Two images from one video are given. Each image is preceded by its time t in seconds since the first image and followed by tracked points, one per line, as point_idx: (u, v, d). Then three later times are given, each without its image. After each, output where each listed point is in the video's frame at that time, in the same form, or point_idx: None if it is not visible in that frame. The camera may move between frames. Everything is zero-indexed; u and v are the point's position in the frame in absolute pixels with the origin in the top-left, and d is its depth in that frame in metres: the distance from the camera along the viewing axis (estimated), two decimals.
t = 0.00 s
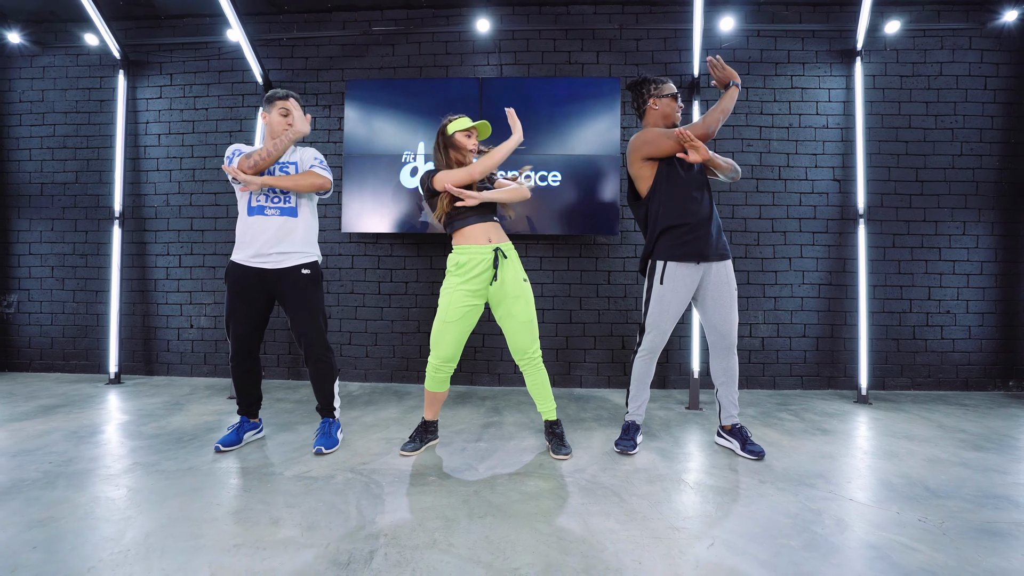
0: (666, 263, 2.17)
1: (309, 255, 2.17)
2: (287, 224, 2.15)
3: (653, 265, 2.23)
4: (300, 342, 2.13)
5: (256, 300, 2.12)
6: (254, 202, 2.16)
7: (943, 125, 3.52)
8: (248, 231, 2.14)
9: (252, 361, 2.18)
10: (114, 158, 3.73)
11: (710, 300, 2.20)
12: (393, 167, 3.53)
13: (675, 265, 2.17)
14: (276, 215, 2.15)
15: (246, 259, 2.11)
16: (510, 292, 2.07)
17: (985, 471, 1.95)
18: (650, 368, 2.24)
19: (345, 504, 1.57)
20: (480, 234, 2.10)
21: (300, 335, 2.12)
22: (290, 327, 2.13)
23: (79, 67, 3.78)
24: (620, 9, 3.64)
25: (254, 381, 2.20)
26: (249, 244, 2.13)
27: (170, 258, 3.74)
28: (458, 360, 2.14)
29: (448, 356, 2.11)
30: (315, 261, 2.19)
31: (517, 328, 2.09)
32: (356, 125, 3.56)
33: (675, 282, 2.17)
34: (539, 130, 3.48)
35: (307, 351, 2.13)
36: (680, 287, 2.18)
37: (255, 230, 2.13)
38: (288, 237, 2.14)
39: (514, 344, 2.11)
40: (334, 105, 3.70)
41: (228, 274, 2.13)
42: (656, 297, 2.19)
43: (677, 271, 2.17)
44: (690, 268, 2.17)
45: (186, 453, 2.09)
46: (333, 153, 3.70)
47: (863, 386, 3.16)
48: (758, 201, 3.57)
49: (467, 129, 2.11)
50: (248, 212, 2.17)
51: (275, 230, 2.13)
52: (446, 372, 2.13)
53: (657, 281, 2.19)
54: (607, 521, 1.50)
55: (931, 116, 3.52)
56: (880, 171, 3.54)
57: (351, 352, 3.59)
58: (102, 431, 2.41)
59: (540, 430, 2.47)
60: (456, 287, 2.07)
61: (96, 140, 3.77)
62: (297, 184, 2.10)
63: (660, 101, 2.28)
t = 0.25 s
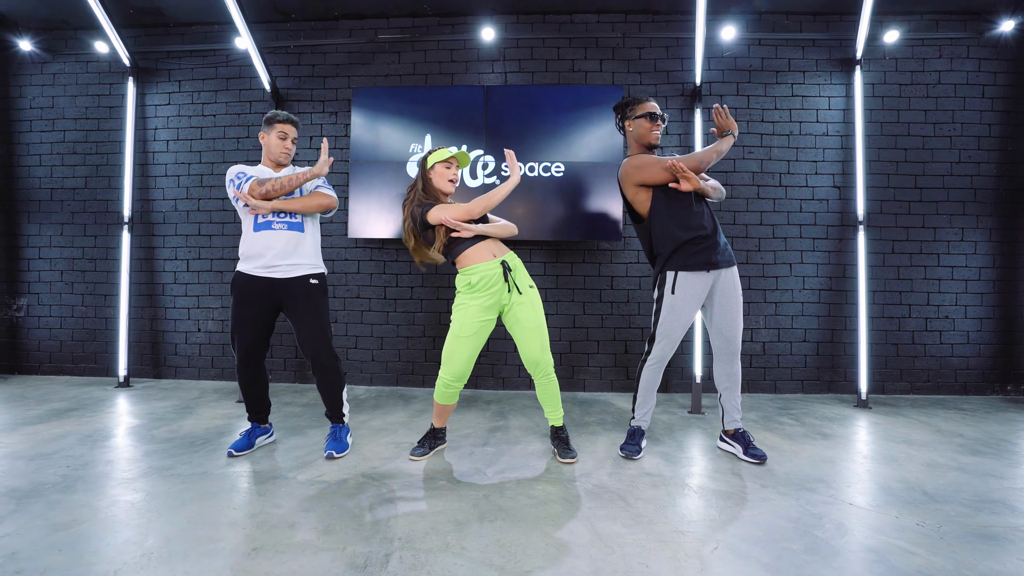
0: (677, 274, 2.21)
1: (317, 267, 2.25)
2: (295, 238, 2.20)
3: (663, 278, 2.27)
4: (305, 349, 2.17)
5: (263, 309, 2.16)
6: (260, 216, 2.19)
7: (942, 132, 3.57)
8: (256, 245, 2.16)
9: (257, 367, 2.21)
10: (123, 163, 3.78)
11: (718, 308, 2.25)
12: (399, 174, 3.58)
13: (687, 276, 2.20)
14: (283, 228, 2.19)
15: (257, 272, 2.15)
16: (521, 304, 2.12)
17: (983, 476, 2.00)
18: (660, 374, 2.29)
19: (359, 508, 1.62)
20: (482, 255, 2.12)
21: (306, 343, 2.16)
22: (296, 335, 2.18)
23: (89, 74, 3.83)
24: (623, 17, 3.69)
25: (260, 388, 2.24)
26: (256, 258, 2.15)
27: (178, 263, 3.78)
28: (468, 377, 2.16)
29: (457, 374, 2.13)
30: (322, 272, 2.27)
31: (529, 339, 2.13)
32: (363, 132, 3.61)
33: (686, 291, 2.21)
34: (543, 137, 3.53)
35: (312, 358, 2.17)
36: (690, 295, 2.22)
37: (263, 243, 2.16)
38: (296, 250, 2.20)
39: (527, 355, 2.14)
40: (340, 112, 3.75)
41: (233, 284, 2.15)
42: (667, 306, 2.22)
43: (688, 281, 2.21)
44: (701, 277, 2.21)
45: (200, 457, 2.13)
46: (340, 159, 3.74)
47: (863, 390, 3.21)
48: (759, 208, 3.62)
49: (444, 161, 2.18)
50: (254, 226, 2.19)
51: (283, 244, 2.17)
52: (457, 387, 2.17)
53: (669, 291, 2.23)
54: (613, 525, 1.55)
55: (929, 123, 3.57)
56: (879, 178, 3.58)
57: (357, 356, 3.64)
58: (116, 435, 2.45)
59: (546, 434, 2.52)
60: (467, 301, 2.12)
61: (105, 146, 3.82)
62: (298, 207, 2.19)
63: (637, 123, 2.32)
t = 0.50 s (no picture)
0: (662, 279, 2.28)
1: (333, 266, 2.27)
2: (308, 237, 2.25)
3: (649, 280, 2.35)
4: (324, 350, 2.23)
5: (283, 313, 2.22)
6: (276, 217, 2.27)
7: (939, 139, 3.62)
8: (274, 246, 2.24)
9: (277, 368, 2.27)
10: (133, 169, 3.83)
11: (709, 313, 2.29)
12: (405, 179, 3.63)
13: (670, 283, 2.27)
14: (296, 227, 2.25)
15: (274, 274, 2.22)
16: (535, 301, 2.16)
17: (977, 478, 2.05)
18: (653, 375, 2.34)
19: (372, 509, 1.67)
20: (512, 237, 2.20)
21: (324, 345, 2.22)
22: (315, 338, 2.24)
23: (100, 81, 3.89)
24: (626, 25, 3.75)
25: (280, 388, 2.29)
26: (273, 258, 2.23)
27: (187, 266, 3.84)
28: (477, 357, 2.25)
29: (468, 353, 2.22)
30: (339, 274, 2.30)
31: (540, 336, 2.17)
32: (369, 138, 3.67)
33: (671, 295, 2.27)
34: (547, 144, 3.58)
35: (330, 359, 2.23)
36: (675, 300, 2.28)
37: (280, 244, 2.24)
38: (311, 249, 2.24)
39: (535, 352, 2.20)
40: (347, 118, 3.80)
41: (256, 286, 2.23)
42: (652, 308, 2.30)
43: (672, 286, 2.27)
44: (683, 284, 2.27)
45: (214, 459, 2.18)
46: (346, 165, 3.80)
47: (861, 394, 3.26)
48: (759, 213, 3.67)
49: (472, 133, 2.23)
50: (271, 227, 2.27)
51: (297, 243, 2.23)
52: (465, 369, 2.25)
53: (653, 294, 2.30)
54: (618, 526, 1.60)
55: (927, 131, 3.63)
56: (878, 185, 3.64)
57: (364, 359, 3.69)
58: (130, 436, 2.51)
59: (551, 437, 2.57)
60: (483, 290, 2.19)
61: (115, 152, 3.88)
62: (316, 180, 2.20)
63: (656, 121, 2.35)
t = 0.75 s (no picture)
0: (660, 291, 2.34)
1: (349, 281, 2.33)
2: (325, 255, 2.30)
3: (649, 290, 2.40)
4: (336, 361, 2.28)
5: (294, 325, 2.26)
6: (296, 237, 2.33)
7: (935, 148, 3.67)
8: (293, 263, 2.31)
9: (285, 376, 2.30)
10: (139, 177, 3.89)
11: (712, 320, 2.32)
12: (409, 188, 3.68)
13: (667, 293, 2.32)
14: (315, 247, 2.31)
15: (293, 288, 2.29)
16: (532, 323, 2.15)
17: (968, 485, 2.09)
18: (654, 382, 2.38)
19: (379, 516, 1.72)
20: (513, 267, 2.19)
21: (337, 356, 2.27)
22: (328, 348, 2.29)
23: (107, 90, 3.95)
24: (625, 36, 3.80)
25: (280, 397, 2.32)
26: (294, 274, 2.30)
27: (192, 273, 3.89)
28: (478, 376, 2.19)
29: (469, 371, 2.17)
30: (355, 287, 2.35)
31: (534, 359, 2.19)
32: (372, 147, 3.72)
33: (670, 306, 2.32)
34: (547, 153, 3.63)
35: (341, 369, 2.28)
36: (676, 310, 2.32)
37: (298, 261, 2.30)
38: (329, 267, 2.29)
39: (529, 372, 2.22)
40: (350, 127, 3.85)
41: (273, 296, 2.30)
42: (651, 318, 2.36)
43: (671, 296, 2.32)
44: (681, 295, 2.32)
45: (222, 466, 2.23)
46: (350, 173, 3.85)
47: (858, 399, 3.30)
48: (757, 221, 3.72)
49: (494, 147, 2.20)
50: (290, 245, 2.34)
51: (316, 260, 2.29)
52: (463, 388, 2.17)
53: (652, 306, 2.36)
54: (618, 533, 1.64)
55: (922, 139, 3.68)
56: (874, 193, 3.69)
57: (367, 365, 3.74)
58: (139, 443, 2.55)
59: (552, 443, 2.62)
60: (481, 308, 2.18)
61: (122, 160, 3.93)
62: (343, 243, 2.22)
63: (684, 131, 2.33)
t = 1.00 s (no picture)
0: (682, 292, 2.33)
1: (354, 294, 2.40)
2: (335, 266, 2.34)
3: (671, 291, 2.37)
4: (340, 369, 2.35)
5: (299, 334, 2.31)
6: (308, 245, 2.34)
7: (930, 157, 3.72)
8: (301, 270, 2.32)
9: (289, 387, 2.32)
10: (143, 186, 3.93)
11: (710, 334, 2.38)
12: (410, 197, 3.73)
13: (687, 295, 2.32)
14: (327, 258, 2.34)
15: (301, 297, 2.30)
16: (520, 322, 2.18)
17: (963, 494, 2.12)
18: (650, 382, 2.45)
19: (381, 526, 1.75)
20: (494, 256, 2.19)
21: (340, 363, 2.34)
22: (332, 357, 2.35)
23: (112, 101, 4.00)
24: (624, 47, 3.86)
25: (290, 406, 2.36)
26: (302, 282, 2.32)
27: (195, 282, 3.92)
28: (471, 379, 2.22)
29: (462, 374, 2.19)
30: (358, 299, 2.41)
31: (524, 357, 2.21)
32: (374, 157, 3.77)
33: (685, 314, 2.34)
34: (547, 162, 3.67)
35: (345, 376, 2.34)
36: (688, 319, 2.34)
37: (307, 269, 2.32)
38: (337, 279, 2.34)
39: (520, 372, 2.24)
40: (352, 138, 3.90)
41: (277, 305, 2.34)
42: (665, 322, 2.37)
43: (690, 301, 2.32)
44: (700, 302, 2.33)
45: (226, 475, 2.26)
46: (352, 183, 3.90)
47: (855, 407, 3.33)
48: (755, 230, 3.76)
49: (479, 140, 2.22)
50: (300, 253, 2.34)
51: (326, 271, 2.33)
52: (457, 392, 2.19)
53: (668, 312, 2.36)
54: (616, 543, 1.67)
55: (917, 149, 3.72)
56: (870, 202, 3.73)
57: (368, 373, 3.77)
58: (143, 452, 2.58)
59: (551, 452, 2.65)
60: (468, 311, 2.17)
61: (126, 169, 3.98)
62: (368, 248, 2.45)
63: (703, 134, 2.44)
